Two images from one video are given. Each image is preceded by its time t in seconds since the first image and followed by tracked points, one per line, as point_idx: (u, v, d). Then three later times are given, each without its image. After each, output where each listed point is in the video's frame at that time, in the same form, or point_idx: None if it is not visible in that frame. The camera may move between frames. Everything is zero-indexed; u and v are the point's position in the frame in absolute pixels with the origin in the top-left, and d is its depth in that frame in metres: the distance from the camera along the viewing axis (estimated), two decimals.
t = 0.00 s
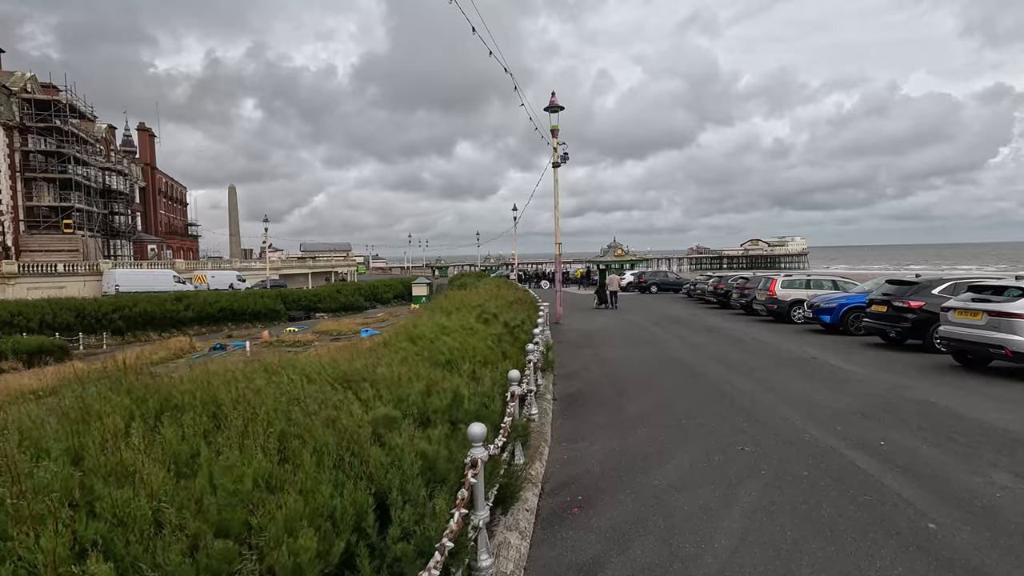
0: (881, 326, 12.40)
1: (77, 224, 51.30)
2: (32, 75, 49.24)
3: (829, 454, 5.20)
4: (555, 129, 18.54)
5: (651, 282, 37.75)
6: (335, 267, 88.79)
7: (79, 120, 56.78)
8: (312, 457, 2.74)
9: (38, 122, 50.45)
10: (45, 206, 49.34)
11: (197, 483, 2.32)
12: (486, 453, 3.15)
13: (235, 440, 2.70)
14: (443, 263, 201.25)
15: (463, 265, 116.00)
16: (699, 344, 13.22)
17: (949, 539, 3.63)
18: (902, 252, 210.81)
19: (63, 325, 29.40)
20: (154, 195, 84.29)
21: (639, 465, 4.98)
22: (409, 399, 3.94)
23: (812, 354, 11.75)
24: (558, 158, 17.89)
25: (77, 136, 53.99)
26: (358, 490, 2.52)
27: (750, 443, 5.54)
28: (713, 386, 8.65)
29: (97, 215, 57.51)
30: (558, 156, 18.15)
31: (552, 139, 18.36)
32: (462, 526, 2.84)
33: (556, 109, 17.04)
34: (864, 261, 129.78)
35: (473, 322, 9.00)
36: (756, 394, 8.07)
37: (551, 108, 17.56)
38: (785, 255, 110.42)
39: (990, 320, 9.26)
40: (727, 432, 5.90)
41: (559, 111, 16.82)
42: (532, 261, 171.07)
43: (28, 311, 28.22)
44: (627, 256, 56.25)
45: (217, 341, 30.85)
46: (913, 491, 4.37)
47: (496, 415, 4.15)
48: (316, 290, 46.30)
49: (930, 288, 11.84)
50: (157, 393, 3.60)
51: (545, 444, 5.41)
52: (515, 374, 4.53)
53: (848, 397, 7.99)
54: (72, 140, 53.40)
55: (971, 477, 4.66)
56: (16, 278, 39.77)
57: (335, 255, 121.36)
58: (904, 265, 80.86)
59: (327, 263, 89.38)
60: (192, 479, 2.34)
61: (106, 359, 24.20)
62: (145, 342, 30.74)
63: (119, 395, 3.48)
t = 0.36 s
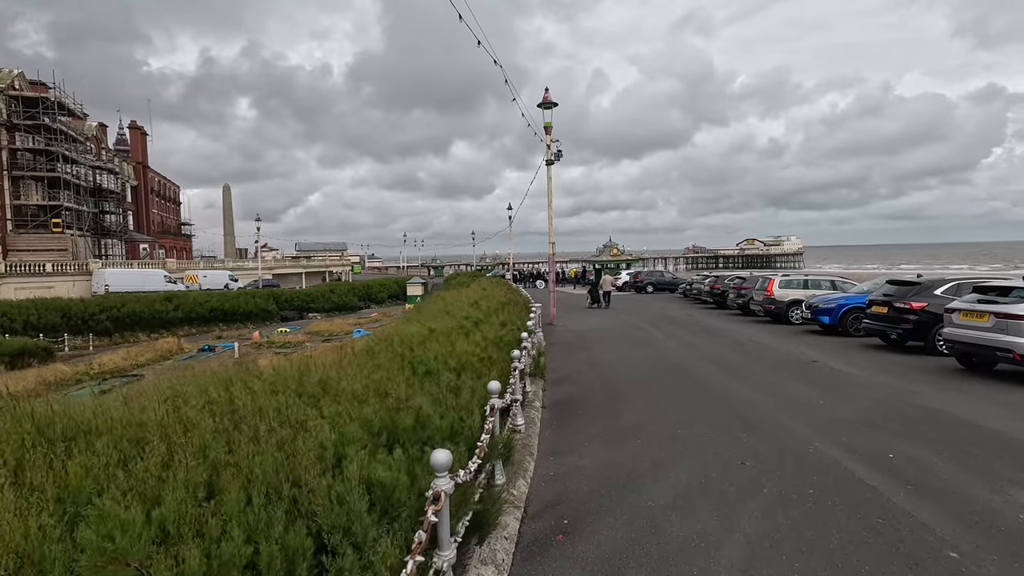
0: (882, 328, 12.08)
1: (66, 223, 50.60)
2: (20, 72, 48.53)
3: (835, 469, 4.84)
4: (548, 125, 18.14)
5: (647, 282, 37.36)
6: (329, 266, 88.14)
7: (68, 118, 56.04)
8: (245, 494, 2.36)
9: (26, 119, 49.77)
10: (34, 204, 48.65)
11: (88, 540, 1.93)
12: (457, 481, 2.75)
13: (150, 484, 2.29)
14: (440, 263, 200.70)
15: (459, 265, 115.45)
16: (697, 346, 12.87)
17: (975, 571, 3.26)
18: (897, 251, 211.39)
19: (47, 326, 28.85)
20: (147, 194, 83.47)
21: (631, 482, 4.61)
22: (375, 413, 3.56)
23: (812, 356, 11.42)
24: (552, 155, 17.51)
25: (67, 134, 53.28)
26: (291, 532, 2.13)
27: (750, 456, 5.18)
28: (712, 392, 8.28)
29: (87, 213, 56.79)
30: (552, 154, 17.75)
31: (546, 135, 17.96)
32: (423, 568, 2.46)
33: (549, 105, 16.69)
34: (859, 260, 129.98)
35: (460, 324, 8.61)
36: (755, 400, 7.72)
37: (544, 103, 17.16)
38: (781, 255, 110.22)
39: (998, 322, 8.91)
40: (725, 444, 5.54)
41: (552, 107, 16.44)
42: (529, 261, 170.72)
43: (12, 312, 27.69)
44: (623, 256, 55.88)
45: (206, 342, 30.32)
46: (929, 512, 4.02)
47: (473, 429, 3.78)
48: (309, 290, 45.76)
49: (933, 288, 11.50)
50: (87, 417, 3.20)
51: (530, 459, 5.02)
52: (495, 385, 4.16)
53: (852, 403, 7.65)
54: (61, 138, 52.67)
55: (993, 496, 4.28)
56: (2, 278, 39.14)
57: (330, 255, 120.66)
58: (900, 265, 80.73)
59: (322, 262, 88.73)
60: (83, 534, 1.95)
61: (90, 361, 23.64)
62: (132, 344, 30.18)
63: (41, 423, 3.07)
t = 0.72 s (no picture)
0: (887, 329, 11.74)
1: (56, 222, 49.98)
2: (9, 69, 47.92)
3: (852, 483, 4.48)
4: (544, 122, 17.79)
5: (645, 282, 37.01)
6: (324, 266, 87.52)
7: (59, 116, 55.40)
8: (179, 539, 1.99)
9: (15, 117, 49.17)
10: (23, 203, 48.03)
11: None
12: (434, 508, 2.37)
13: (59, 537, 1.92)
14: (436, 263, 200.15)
15: (455, 265, 114.84)
16: (697, 347, 12.51)
17: None
18: (893, 251, 211.96)
19: (34, 326, 28.34)
20: (140, 193, 82.72)
21: (632, 498, 4.27)
22: (348, 425, 3.20)
23: (816, 358, 11.07)
24: (548, 151, 17.15)
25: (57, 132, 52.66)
26: None
27: (758, 467, 4.85)
28: (713, 396, 7.93)
29: (78, 213, 56.15)
30: (548, 150, 17.39)
31: (542, 132, 17.57)
32: None
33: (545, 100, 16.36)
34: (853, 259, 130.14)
35: (451, 326, 8.23)
36: (758, 405, 7.38)
37: (540, 99, 16.81)
38: (778, 255, 110.19)
39: (1009, 323, 8.60)
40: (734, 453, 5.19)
41: (548, 103, 16.10)
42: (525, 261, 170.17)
43: None
44: (620, 256, 55.53)
45: (197, 342, 29.85)
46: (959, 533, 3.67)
47: (459, 440, 3.42)
48: (303, 290, 45.28)
49: (939, 288, 11.18)
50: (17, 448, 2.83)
51: (522, 473, 4.65)
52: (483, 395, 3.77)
53: (860, 405, 7.30)
54: (51, 137, 52.04)
55: None
56: None
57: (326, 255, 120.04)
58: (897, 265, 80.61)
59: (317, 262, 88.12)
60: None
61: (76, 362, 23.15)
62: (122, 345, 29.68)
63: None
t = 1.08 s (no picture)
0: (894, 331, 11.38)
1: (46, 221, 49.33)
2: None
3: (876, 507, 4.10)
4: (541, 118, 17.39)
5: (642, 282, 36.67)
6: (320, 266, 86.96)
7: (49, 113, 54.72)
8: None
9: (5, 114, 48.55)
10: (13, 201, 47.36)
11: None
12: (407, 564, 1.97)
13: None
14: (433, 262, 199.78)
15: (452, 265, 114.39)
16: (698, 350, 12.15)
17: None
18: (889, 250, 212.44)
19: (21, 327, 27.78)
20: (133, 191, 81.94)
21: (636, 525, 3.89)
22: (315, 450, 2.80)
23: (822, 362, 10.71)
24: (545, 149, 16.77)
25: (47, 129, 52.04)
26: None
27: (773, 487, 4.48)
28: (720, 404, 7.54)
29: (69, 211, 55.46)
30: (545, 147, 16.99)
31: (539, 129, 17.17)
32: None
33: (541, 96, 15.98)
34: (850, 259, 130.28)
35: (444, 330, 7.83)
36: (766, 413, 7.01)
37: (537, 95, 16.39)
38: (775, 255, 110.65)
39: None
40: (745, 470, 4.82)
41: (545, 99, 15.72)
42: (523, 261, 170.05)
43: None
44: (618, 255, 55.28)
45: (188, 343, 29.30)
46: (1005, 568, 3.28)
47: (444, 466, 3.02)
48: (297, 290, 44.78)
49: (949, 289, 10.82)
50: None
51: (516, 495, 4.25)
52: (471, 412, 3.35)
53: (872, 413, 6.94)
54: (42, 134, 51.39)
55: None
56: None
57: (322, 254, 119.29)
58: (894, 265, 80.61)
59: (313, 261, 87.57)
60: None
61: (63, 364, 22.62)
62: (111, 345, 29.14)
63: None
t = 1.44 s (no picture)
0: (900, 330, 11.05)
1: (37, 219, 48.72)
2: None
3: (900, 527, 3.75)
4: (537, 113, 17.01)
5: (640, 280, 36.28)
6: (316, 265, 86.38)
7: (40, 109, 54.12)
8: None
9: None
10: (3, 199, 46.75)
11: None
12: None
13: None
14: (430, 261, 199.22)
15: (449, 263, 113.88)
16: (698, 350, 11.79)
17: None
18: (886, 249, 212.63)
19: (8, 326, 27.30)
20: (126, 189, 81.16)
21: (638, 546, 3.52)
22: (265, 471, 2.43)
23: (827, 362, 10.36)
24: (541, 143, 16.41)
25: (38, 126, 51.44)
26: None
27: (785, 502, 4.13)
28: (723, 407, 7.19)
29: (60, 209, 54.82)
30: (541, 142, 16.63)
31: (535, 124, 16.78)
32: None
33: (537, 90, 15.64)
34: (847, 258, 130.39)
35: (433, 329, 7.44)
36: (771, 416, 6.67)
37: (533, 88, 16.04)
38: (772, 255, 110.53)
39: None
40: (754, 481, 4.46)
41: (541, 92, 15.38)
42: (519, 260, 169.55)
43: None
44: (615, 254, 54.95)
45: (179, 343, 28.79)
46: None
47: (419, 487, 2.65)
48: (292, 289, 44.29)
49: (957, 287, 10.48)
50: None
51: (506, 511, 3.88)
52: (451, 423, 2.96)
53: (883, 417, 6.59)
54: (32, 131, 50.75)
55: None
56: None
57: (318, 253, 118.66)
58: (891, 264, 80.44)
59: (308, 260, 87.01)
60: None
61: (48, 364, 22.11)
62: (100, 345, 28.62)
63: None
